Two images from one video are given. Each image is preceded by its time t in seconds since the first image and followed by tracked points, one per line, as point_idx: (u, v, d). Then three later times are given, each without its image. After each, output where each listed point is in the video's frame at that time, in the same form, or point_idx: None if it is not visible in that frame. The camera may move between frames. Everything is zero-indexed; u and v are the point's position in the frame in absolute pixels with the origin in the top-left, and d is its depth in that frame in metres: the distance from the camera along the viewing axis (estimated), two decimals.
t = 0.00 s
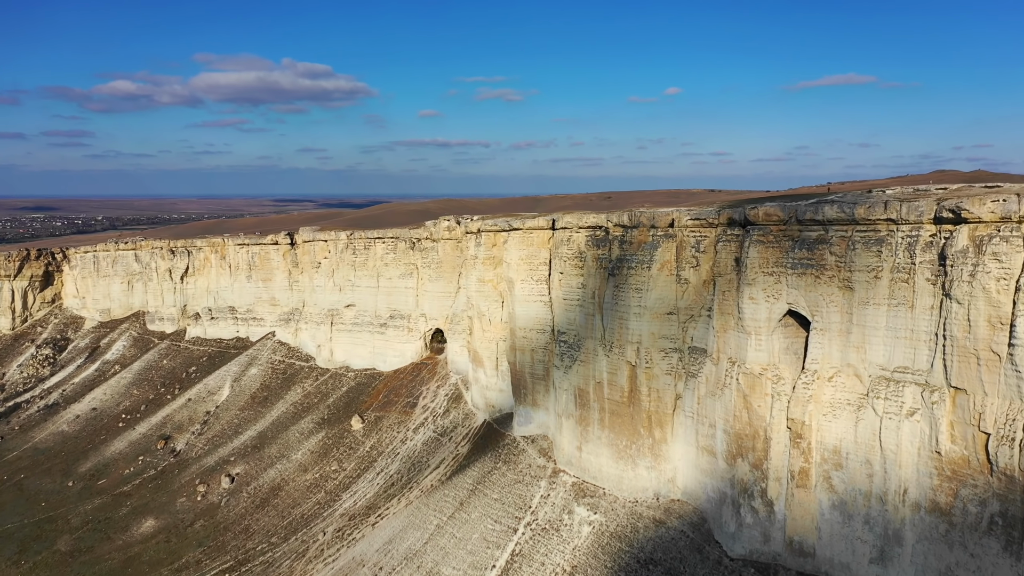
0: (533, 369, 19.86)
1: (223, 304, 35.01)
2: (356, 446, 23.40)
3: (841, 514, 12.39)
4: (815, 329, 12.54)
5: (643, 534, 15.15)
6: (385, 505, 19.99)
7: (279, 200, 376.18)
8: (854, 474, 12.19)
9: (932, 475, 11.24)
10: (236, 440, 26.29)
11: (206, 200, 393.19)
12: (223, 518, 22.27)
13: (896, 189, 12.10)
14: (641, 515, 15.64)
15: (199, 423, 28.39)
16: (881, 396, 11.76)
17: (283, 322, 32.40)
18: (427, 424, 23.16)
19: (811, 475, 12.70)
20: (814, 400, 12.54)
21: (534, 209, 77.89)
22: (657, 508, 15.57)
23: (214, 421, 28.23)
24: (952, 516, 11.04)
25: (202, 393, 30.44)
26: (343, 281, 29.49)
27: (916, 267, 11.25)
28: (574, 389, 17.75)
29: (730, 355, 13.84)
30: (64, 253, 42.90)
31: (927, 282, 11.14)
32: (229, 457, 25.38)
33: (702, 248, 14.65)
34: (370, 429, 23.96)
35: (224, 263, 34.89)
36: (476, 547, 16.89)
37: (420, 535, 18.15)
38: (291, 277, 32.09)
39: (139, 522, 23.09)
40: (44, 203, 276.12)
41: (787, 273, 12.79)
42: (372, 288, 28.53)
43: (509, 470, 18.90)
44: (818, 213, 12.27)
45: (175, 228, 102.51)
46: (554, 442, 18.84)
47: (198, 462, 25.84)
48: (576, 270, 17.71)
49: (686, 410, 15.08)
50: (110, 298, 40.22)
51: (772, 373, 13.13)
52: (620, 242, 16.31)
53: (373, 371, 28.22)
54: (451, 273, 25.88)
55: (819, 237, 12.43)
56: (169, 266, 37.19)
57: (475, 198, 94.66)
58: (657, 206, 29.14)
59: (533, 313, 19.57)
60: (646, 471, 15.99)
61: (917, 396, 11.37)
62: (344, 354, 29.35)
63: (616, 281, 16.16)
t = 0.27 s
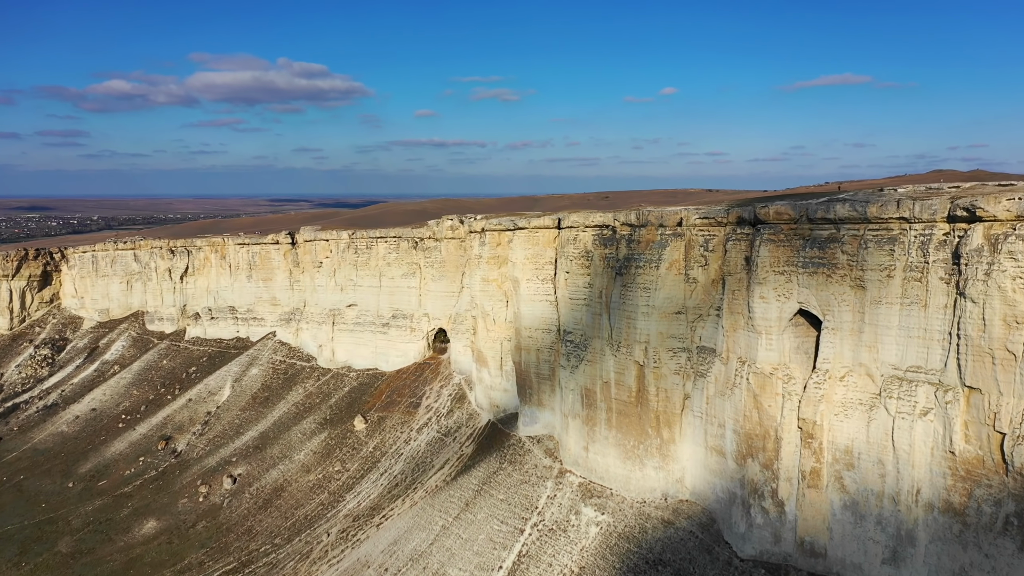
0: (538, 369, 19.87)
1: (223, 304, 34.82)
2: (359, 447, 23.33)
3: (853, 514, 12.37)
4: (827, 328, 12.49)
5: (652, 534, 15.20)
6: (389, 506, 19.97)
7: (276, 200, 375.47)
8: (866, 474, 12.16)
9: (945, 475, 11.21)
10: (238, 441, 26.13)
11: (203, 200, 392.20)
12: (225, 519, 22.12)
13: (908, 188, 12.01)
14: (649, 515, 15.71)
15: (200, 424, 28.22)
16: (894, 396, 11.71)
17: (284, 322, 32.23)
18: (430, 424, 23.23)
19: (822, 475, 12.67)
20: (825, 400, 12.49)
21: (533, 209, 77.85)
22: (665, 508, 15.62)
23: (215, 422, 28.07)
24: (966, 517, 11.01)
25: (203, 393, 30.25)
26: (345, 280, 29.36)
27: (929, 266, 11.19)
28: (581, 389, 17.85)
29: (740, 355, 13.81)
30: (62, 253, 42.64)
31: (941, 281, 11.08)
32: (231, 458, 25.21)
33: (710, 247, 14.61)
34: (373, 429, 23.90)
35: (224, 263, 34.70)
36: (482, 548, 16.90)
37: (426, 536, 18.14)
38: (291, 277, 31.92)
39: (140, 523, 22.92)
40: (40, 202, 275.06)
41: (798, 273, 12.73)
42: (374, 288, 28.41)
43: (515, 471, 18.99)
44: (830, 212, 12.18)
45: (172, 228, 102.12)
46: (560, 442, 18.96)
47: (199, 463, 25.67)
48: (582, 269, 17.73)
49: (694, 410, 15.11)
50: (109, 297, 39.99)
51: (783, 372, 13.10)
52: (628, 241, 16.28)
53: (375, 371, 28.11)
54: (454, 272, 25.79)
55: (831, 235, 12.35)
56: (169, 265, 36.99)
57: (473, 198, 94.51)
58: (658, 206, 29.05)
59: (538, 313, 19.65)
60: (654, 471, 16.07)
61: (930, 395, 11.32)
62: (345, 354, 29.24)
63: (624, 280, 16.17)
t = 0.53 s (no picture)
0: (544, 369, 20.15)
1: (222, 304, 34.63)
2: (362, 447, 23.27)
3: (863, 514, 12.36)
4: (837, 327, 12.45)
5: (659, 535, 15.25)
6: (393, 507, 19.98)
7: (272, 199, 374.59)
8: (877, 474, 12.13)
9: (958, 475, 11.18)
10: (238, 442, 25.97)
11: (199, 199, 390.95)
12: (227, 520, 21.97)
13: (919, 186, 11.95)
14: (656, 515, 15.83)
15: (200, 424, 28.04)
16: (905, 395, 11.67)
17: (284, 322, 32.06)
18: (433, 425, 23.18)
19: (833, 475, 12.67)
20: (836, 399, 12.47)
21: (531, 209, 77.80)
22: (673, 509, 15.73)
23: (215, 423, 27.88)
24: (979, 517, 10.98)
25: (203, 393, 30.06)
26: (346, 280, 29.22)
27: (942, 265, 11.14)
28: (586, 389, 17.98)
29: (749, 355, 13.83)
30: (59, 253, 42.35)
31: (954, 280, 11.03)
32: (231, 459, 25.04)
33: (718, 247, 14.74)
34: (375, 430, 23.83)
35: (223, 263, 34.48)
36: (488, 549, 16.97)
37: (430, 537, 18.19)
38: (291, 277, 31.74)
39: (141, 525, 22.75)
40: (34, 202, 273.42)
41: (808, 272, 12.69)
42: (375, 287, 28.29)
43: (520, 471, 19.11)
44: (840, 210, 12.13)
45: (167, 228, 101.65)
46: (566, 442, 19.09)
47: (199, 464, 25.49)
48: (588, 268, 17.81)
49: (702, 409, 15.18)
50: (107, 297, 39.73)
51: (792, 372, 13.09)
52: (634, 241, 16.34)
53: (376, 371, 27.99)
54: (456, 272, 25.71)
55: (841, 234, 12.30)
56: (167, 265, 36.77)
57: (469, 197, 94.38)
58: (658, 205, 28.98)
59: (543, 312, 19.80)
60: (661, 471, 16.18)
61: (942, 395, 11.28)
62: (346, 354, 29.11)
63: (631, 280, 16.25)
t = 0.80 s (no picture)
0: (545, 368, 20.11)
1: (217, 304, 34.34)
2: (361, 447, 23.11)
3: (870, 513, 12.34)
4: (843, 326, 12.43)
5: (664, 535, 15.18)
6: (393, 508, 19.87)
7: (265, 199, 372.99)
8: (884, 473, 12.11)
9: (966, 474, 11.16)
10: (235, 442, 25.74)
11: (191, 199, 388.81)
12: (224, 521, 21.76)
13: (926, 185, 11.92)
14: (660, 515, 15.73)
15: (196, 425, 27.78)
16: (913, 394, 11.65)
17: (280, 322, 31.80)
18: (432, 425, 23.04)
19: (839, 474, 12.65)
20: (843, 398, 12.46)
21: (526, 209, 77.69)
22: (677, 509, 15.66)
23: (211, 423, 27.62)
24: (987, 516, 10.95)
25: (198, 394, 29.78)
26: (343, 280, 29.03)
27: (950, 263, 11.11)
28: (589, 389, 18.00)
29: (755, 354, 13.80)
30: (51, 253, 41.90)
31: (962, 279, 11.01)
32: (228, 460, 24.82)
33: (722, 245, 14.69)
34: (374, 430, 23.67)
35: (218, 262, 34.19)
36: (490, 550, 16.86)
37: (431, 538, 18.09)
38: (288, 276, 31.50)
39: (137, 526, 22.51)
40: (24, 202, 271.18)
41: (814, 270, 12.66)
42: (373, 287, 28.12)
43: (522, 471, 19.02)
44: (847, 209, 12.08)
45: (159, 228, 100.91)
46: (568, 442, 19.02)
47: (196, 465, 25.25)
48: (590, 267, 17.82)
49: (706, 409, 15.16)
50: (100, 297, 39.34)
51: (799, 371, 13.08)
52: (638, 240, 16.33)
53: (374, 371, 27.82)
54: (456, 272, 25.59)
55: (848, 233, 12.25)
56: (162, 265, 36.44)
57: (463, 197, 94.19)
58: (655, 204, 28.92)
59: (545, 312, 19.79)
60: (665, 471, 16.13)
61: (950, 393, 11.26)
62: (344, 354, 28.93)
63: (634, 279, 16.26)
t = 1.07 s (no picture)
0: (545, 368, 20.02)
1: (212, 304, 34.02)
2: (359, 448, 22.94)
3: (876, 512, 12.31)
4: (849, 325, 12.39)
5: (667, 535, 15.11)
6: (392, 509, 19.75)
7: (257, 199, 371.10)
8: (890, 473, 12.09)
9: (973, 473, 11.14)
10: (231, 443, 25.50)
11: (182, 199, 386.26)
12: (221, 523, 21.55)
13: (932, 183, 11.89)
14: (663, 515, 15.65)
15: (191, 426, 27.50)
16: (919, 393, 11.63)
17: (275, 322, 31.53)
18: (431, 425, 22.88)
19: (845, 473, 12.62)
20: (848, 397, 12.44)
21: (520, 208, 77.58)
22: (680, 508, 15.59)
23: (207, 424, 27.35)
24: (995, 515, 10.93)
25: (194, 395, 29.49)
26: (339, 280, 28.82)
27: (956, 262, 11.08)
28: (590, 389, 17.93)
29: (760, 353, 13.76)
30: (43, 252, 41.42)
31: (969, 277, 10.98)
32: (225, 461, 24.58)
33: (726, 244, 14.64)
34: (372, 430, 23.50)
35: (213, 262, 33.88)
36: (492, 551, 16.76)
37: (432, 539, 17.98)
38: (283, 276, 31.23)
39: (133, 529, 22.25)
40: (13, 201, 268.61)
41: (819, 269, 12.62)
42: (369, 287, 27.94)
43: (522, 471, 18.91)
44: (852, 207, 12.03)
45: (150, 228, 100.06)
46: (569, 442, 18.92)
47: (191, 466, 24.99)
48: (592, 267, 17.77)
49: (709, 408, 15.13)
50: (93, 298, 38.92)
51: (804, 370, 13.06)
52: (640, 239, 16.27)
53: (371, 371, 27.63)
54: (453, 271, 25.45)
55: (853, 231, 12.21)
56: (156, 265, 36.08)
57: (457, 197, 93.95)
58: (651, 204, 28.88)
59: (545, 311, 19.73)
60: (667, 471, 16.07)
61: (957, 392, 11.24)
62: (340, 354, 28.73)
63: (637, 278, 16.21)
